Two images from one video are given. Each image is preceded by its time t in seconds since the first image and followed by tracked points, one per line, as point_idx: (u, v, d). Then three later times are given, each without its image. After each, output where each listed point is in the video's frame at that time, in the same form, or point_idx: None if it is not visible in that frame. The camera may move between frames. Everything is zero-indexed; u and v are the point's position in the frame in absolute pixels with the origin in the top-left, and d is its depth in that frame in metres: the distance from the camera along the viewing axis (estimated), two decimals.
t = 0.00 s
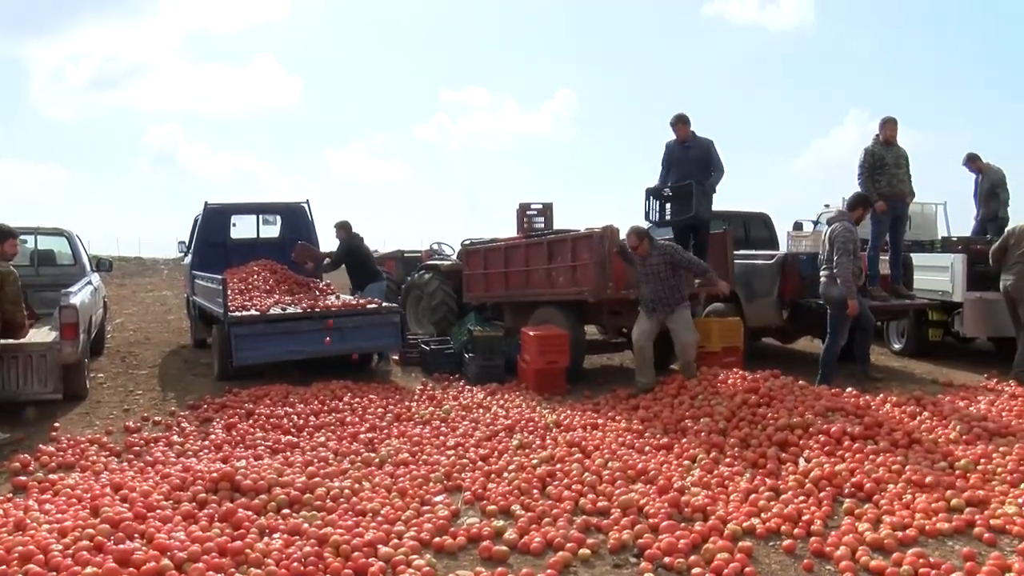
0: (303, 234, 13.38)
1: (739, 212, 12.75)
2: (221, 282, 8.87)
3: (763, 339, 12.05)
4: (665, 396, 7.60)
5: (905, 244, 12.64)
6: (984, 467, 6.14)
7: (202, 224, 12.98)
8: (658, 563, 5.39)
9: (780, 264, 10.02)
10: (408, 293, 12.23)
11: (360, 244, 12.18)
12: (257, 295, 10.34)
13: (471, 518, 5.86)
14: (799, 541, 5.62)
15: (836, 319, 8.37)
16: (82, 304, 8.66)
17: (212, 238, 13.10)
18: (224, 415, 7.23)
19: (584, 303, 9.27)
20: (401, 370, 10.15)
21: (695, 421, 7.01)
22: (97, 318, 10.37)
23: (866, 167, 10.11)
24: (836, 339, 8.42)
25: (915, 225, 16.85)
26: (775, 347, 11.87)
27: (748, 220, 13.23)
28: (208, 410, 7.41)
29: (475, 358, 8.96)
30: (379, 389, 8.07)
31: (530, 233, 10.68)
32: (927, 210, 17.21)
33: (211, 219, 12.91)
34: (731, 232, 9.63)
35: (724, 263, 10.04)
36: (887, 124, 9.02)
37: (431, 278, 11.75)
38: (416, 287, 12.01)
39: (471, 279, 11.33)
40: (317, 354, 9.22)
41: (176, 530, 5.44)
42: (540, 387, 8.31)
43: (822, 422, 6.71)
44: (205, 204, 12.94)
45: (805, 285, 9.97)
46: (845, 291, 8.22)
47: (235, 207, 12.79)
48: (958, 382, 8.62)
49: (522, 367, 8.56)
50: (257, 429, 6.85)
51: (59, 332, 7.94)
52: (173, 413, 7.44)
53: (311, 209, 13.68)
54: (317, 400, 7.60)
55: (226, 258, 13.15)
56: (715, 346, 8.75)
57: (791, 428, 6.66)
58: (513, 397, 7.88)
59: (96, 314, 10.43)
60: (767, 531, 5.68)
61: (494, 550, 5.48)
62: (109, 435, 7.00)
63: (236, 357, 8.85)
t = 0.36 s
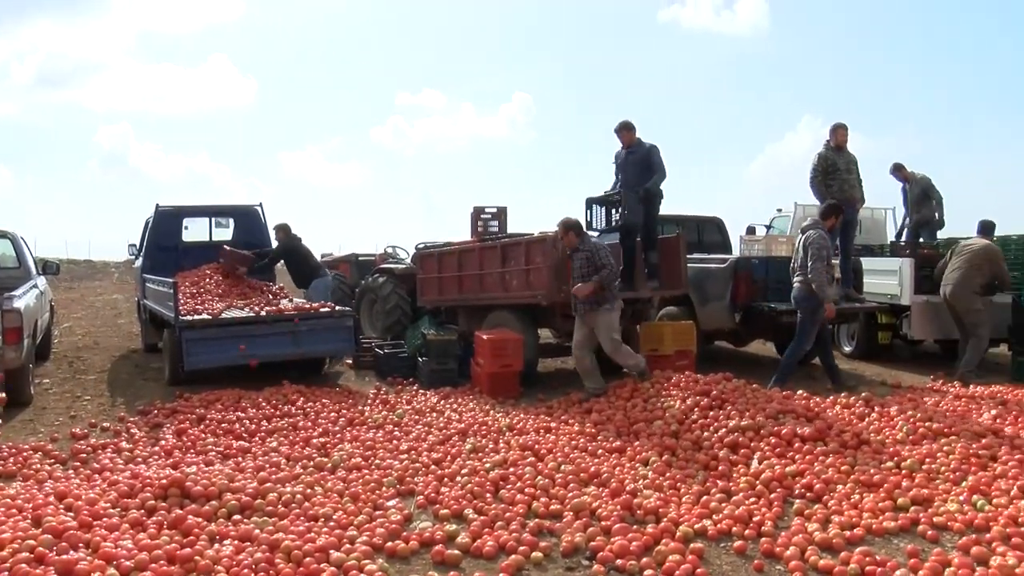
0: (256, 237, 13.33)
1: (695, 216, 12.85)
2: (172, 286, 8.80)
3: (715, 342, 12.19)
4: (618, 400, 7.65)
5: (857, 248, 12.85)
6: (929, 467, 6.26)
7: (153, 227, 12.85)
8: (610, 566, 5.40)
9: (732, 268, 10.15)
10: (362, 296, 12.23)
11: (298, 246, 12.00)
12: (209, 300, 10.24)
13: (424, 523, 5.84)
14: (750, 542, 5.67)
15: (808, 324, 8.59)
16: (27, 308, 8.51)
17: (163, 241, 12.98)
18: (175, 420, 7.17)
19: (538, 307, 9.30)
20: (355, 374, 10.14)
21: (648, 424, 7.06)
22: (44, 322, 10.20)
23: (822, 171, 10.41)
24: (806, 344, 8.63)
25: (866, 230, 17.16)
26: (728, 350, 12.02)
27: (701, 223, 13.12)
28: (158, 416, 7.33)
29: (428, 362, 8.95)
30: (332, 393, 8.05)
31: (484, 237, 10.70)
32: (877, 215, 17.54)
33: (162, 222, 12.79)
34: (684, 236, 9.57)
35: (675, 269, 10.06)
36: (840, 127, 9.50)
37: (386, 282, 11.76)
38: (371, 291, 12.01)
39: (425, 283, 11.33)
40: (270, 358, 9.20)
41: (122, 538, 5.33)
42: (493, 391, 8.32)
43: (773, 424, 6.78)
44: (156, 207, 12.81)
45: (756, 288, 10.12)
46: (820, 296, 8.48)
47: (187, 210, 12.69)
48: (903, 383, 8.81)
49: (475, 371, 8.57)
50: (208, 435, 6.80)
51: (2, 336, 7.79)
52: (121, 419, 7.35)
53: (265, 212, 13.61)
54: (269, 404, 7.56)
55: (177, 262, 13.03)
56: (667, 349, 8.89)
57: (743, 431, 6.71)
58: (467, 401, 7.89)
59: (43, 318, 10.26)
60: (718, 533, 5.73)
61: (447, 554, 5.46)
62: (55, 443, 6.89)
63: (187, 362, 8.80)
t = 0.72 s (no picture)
0: (208, 239, 13.23)
1: (650, 221, 12.93)
2: (124, 289, 8.77)
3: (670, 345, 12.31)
4: (573, 402, 7.68)
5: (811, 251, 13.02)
6: (878, 467, 6.36)
7: (103, 229, 12.70)
8: (564, 568, 5.42)
9: (687, 271, 10.20)
10: (317, 299, 12.18)
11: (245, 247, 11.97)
12: (160, 303, 10.19)
13: (378, 527, 5.82)
14: (702, 543, 5.72)
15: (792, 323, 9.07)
16: None
17: (114, 243, 12.83)
18: (125, 426, 7.09)
19: (493, 310, 9.29)
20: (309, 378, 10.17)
21: (602, 426, 7.09)
22: None
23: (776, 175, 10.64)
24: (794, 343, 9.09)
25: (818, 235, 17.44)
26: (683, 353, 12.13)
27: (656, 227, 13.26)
28: (108, 422, 7.24)
29: (383, 365, 8.91)
30: (286, 397, 8.02)
31: (439, 240, 10.67)
32: (829, 220, 17.84)
33: (113, 224, 12.65)
34: (638, 238, 9.41)
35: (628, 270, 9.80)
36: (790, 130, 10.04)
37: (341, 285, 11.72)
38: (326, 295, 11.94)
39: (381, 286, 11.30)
40: (223, 362, 9.22)
41: (68, 547, 5.21)
42: (448, 395, 8.32)
43: (726, 426, 6.85)
44: (107, 209, 12.66)
45: (710, 292, 10.17)
46: (799, 294, 8.97)
47: (138, 212, 12.57)
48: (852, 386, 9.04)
49: (430, 374, 8.56)
50: (159, 440, 6.73)
51: None
52: (69, 425, 7.24)
53: (218, 215, 13.50)
54: (222, 409, 7.52)
55: (128, 265, 12.89)
56: (623, 352, 8.87)
57: (696, 433, 6.76)
58: (421, 404, 7.89)
59: None
60: (672, 534, 5.77)
61: (401, 558, 5.43)
62: None
63: (138, 365, 8.78)
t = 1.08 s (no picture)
0: (160, 241, 13.25)
1: (604, 225, 13.02)
2: (74, 292, 8.75)
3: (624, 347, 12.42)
4: (528, 404, 7.69)
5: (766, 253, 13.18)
6: (829, 466, 6.44)
7: (53, 231, 12.64)
8: (518, 570, 5.43)
9: (641, 274, 10.29)
10: (272, 302, 12.13)
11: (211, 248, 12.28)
12: (112, 306, 10.20)
13: (332, 530, 5.78)
14: (656, 543, 5.76)
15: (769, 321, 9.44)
16: None
17: (64, 245, 12.78)
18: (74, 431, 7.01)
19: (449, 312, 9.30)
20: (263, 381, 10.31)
21: (557, 428, 7.12)
22: None
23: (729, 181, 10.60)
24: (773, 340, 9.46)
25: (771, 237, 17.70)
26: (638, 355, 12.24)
27: (611, 229, 13.38)
28: (56, 427, 7.15)
29: (338, 367, 8.89)
30: (239, 401, 7.99)
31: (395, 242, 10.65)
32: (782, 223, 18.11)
33: (63, 225, 12.60)
34: (593, 240, 9.37)
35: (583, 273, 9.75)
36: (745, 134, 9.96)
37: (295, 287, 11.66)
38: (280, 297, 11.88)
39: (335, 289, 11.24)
40: (177, 365, 9.26)
41: (12, 557, 5.09)
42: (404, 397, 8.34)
43: (680, 427, 6.91)
44: (57, 210, 12.59)
45: (665, 294, 10.28)
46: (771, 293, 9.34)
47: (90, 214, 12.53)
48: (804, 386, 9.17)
49: (386, 377, 8.57)
50: (109, 445, 6.65)
51: None
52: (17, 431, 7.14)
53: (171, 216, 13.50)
54: (174, 414, 7.47)
55: (79, 268, 12.89)
56: (578, 355, 8.88)
57: (650, 434, 6.80)
58: (376, 407, 7.89)
59: None
60: (626, 535, 5.81)
61: (355, 561, 5.40)
62: None
63: (89, 369, 8.79)
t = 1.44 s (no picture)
0: (105, 241, 13.01)
1: (556, 226, 13.10)
2: (12, 295, 8.79)
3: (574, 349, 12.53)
4: (478, 406, 7.70)
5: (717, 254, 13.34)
6: (776, 466, 6.51)
7: None
8: (467, 572, 5.44)
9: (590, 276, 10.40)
10: (220, 305, 12.07)
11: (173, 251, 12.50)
12: (54, 308, 10.18)
13: (279, 534, 5.74)
14: (604, 544, 5.80)
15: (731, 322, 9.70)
16: None
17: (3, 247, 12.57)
18: (13, 438, 6.90)
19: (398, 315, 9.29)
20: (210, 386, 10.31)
21: (505, 430, 7.14)
22: None
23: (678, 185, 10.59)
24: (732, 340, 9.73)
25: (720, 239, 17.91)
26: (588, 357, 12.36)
27: (561, 231, 13.48)
28: None
29: (286, 370, 8.92)
30: (185, 405, 7.95)
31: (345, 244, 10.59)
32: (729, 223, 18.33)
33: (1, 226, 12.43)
34: (542, 242, 9.35)
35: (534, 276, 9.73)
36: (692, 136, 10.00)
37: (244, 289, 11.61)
38: (229, 299, 11.78)
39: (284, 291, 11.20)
40: (120, 369, 9.32)
41: None
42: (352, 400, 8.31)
43: (628, 428, 6.97)
44: None
45: (614, 296, 10.41)
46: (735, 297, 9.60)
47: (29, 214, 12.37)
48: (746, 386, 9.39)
49: (335, 380, 8.55)
50: (49, 452, 6.56)
51: None
52: None
53: (117, 218, 13.25)
54: (118, 419, 7.41)
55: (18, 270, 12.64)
56: (527, 356, 8.92)
57: (599, 435, 6.84)
58: (324, 411, 7.89)
59: None
60: (574, 536, 5.83)
61: (303, 565, 5.35)
62: None
63: (29, 373, 8.85)
